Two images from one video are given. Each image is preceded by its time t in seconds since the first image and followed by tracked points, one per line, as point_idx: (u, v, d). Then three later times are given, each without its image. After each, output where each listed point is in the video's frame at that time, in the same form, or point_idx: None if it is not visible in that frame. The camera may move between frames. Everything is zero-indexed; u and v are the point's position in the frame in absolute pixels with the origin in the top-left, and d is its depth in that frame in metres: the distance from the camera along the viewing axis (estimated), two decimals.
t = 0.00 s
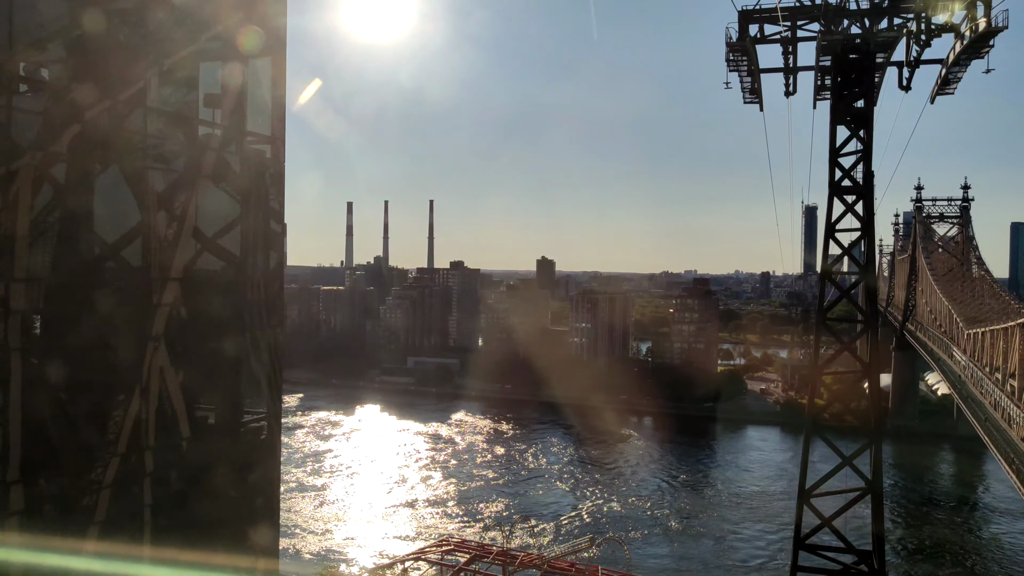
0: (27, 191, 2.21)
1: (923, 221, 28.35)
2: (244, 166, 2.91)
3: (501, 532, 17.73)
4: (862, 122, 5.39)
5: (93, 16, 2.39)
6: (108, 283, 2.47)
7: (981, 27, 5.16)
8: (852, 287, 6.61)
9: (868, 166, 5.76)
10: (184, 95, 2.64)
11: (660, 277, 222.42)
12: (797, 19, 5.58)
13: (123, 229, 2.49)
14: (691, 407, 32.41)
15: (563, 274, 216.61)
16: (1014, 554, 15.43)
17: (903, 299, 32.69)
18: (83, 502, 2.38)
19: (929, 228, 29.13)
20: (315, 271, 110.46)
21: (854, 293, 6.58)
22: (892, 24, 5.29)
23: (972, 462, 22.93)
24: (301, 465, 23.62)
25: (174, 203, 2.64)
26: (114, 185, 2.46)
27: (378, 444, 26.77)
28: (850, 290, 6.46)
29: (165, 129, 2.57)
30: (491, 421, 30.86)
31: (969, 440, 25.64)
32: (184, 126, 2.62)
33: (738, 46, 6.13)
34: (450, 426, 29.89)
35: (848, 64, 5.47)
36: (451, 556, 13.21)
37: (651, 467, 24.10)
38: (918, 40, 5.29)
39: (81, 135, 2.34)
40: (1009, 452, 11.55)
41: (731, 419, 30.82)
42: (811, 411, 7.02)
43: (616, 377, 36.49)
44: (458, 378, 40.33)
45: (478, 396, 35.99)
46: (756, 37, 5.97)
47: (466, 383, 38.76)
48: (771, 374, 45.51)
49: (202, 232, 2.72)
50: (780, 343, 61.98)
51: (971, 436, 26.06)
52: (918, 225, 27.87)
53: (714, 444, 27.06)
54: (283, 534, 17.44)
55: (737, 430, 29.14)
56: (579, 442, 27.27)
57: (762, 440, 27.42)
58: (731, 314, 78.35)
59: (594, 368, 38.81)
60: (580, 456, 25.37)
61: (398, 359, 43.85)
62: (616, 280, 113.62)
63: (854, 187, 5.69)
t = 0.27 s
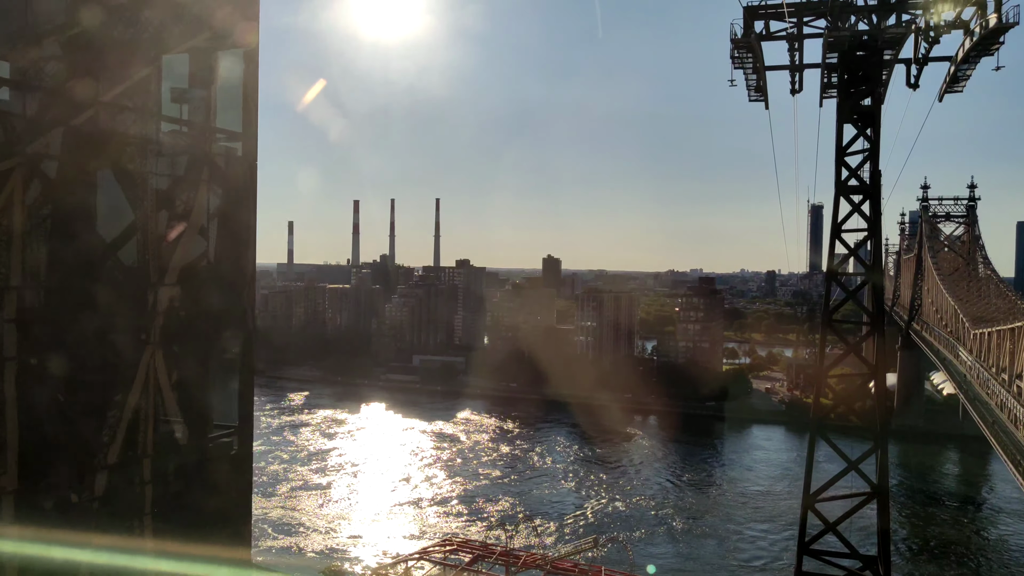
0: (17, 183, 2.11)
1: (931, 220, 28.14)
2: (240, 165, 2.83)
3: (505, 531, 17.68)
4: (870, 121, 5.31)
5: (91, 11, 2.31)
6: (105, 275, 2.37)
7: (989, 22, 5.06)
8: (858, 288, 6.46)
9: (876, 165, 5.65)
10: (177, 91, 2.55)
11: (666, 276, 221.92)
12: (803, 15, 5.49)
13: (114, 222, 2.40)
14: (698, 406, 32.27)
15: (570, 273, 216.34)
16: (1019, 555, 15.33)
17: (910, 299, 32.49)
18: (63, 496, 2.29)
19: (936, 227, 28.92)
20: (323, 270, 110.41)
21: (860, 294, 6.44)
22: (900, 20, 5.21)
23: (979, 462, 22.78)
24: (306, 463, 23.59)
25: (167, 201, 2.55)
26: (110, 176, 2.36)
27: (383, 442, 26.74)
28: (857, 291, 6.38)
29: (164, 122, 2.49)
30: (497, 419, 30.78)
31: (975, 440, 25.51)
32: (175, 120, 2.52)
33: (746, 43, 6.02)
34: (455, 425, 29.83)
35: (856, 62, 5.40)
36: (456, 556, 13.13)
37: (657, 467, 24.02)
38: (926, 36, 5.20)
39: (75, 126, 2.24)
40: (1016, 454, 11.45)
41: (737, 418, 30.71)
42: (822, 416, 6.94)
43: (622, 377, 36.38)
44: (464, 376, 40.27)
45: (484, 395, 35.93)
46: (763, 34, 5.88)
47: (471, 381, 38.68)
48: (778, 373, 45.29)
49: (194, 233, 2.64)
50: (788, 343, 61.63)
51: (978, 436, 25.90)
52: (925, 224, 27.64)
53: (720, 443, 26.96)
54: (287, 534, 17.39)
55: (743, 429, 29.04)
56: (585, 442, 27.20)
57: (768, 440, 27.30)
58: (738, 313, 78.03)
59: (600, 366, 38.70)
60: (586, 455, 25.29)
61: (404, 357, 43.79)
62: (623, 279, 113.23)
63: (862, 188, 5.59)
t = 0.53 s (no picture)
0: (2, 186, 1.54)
1: (936, 220, 28.02)
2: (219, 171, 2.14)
3: (509, 532, 17.57)
4: (877, 120, 5.22)
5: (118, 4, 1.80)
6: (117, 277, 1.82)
7: (999, 21, 4.97)
8: (865, 291, 6.35)
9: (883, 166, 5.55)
10: (181, 88, 1.98)
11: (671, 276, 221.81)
12: (810, 13, 5.39)
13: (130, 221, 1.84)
14: (702, 407, 32.16)
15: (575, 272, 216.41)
16: None
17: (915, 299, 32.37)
18: (71, 544, 1.75)
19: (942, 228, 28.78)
20: (328, 269, 110.73)
21: (866, 297, 6.33)
22: (909, 19, 5.11)
23: (985, 464, 22.64)
24: (310, 462, 23.54)
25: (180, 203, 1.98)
26: (114, 174, 1.79)
27: (388, 442, 26.69)
28: (862, 294, 6.29)
29: (162, 120, 1.90)
30: (501, 419, 30.71)
31: (981, 442, 25.36)
32: (179, 124, 1.97)
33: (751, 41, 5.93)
34: (460, 424, 29.79)
35: (864, 61, 5.30)
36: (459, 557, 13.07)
37: (661, 468, 23.92)
38: (933, 35, 5.11)
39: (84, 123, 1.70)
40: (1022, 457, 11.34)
41: (743, 419, 30.60)
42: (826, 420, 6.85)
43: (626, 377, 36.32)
44: (468, 376, 40.28)
45: (488, 394, 35.95)
46: (768, 32, 5.79)
47: (475, 381, 38.67)
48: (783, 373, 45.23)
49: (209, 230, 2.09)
50: (792, 343, 61.56)
51: (984, 437, 25.76)
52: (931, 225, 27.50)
53: (725, 444, 26.86)
54: (289, 533, 17.32)
55: (748, 430, 28.92)
56: (589, 442, 27.12)
57: (773, 440, 27.18)
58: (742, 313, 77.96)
59: (604, 366, 38.66)
60: (591, 455, 25.20)
61: (408, 356, 43.81)
62: (627, 278, 113.25)
63: (867, 189, 5.50)
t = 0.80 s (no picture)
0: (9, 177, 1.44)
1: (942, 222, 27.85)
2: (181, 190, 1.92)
3: (511, 534, 17.47)
4: (882, 122, 5.13)
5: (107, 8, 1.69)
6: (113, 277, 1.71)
7: (1008, 21, 4.87)
8: (871, 294, 6.24)
9: (889, 169, 5.45)
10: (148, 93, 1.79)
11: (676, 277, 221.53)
12: (815, 13, 5.29)
13: (122, 216, 1.71)
14: (707, 409, 32.02)
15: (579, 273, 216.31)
16: None
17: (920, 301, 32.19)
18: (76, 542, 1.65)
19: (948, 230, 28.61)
20: (333, 269, 110.83)
21: (873, 301, 6.21)
22: (916, 18, 5.01)
23: (992, 467, 22.48)
24: (314, 463, 23.48)
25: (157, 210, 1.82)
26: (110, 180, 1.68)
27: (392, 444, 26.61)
28: (868, 298, 6.18)
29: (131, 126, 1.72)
30: (505, 421, 30.62)
31: (988, 445, 25.19)
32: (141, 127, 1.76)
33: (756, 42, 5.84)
34: (465, 426, 29.69)
35: (870, 62, 5.20)
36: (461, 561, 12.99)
37: (666, 470, 23.80)
38: (941, 35, 5.01)
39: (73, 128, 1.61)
40: None
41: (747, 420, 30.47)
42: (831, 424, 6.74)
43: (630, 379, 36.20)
44: (473, 376, 40.17)
45: (492, 395, 35.87)
46: (774, 32, 5.69)
47: (479, 381, 38.58)
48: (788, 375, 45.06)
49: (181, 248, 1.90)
50: (797, 345, 61.37)
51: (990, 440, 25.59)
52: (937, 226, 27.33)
53: (730, 445, 26.74)
54: (292, 535, 17.25)
55: (752, 432, 28.79)
56: (593, 444, 27.02)
57: (777, 442, 27.05)
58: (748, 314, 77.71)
59: (609, 368, 38.55)
60: (595, 457, 25.09)
61: (411, 357, 43.76)
62: (632, 280, 113.12)
63: (874, 191, 5.40)
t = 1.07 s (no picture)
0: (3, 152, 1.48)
1: (948, 225, 27.69)
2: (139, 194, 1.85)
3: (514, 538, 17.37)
4: (890, 124, 5.03)
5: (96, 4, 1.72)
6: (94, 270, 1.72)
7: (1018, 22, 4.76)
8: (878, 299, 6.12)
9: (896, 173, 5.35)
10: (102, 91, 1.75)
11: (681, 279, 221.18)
12: (821, 12, 5.19)
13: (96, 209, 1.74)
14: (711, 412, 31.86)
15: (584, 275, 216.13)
16: None
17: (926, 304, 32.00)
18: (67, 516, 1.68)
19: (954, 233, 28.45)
20: (336, 271, 110.79)
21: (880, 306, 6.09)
22: (924, 18, 4.90)
23: (998, 472, 22.31)
24: (317, 465, 23.39)
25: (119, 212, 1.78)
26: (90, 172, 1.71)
27: (395, 446, 26.52)
28: (874, 303, 6.07)
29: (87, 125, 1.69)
30: (508, 423, 30.51)
31: (993, 449, 25.03)
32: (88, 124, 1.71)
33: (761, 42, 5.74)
34: (468, 428, 29.59)
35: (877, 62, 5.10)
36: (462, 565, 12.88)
37: (669, 473, 23.68)
38: (950, 35, 4.90)
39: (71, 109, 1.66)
40: None
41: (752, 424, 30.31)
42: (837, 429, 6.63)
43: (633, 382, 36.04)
44: (477, 378, 40.06)
45: (495, 398, 35.75)
46: (778, 32, 5.59)
47: (482, 383, 38.47)
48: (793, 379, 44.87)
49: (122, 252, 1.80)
50: (802, 348, 61.11)
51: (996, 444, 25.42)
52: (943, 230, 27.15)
53: (735, 449, 26.59)
54: (294, 537, 17.16)
55: (757, 435, 28.63)
56: (597, 447, 26.89)
57: (782, 446, 26.89)
58: (752, 317, 77.44)
59: (613, 370, 38.40)
60: (599, 461, 24.97)
61: (414, 359, 43.67)
62: (636, 282, 112.84)
63: (880, 195, 5.30)
